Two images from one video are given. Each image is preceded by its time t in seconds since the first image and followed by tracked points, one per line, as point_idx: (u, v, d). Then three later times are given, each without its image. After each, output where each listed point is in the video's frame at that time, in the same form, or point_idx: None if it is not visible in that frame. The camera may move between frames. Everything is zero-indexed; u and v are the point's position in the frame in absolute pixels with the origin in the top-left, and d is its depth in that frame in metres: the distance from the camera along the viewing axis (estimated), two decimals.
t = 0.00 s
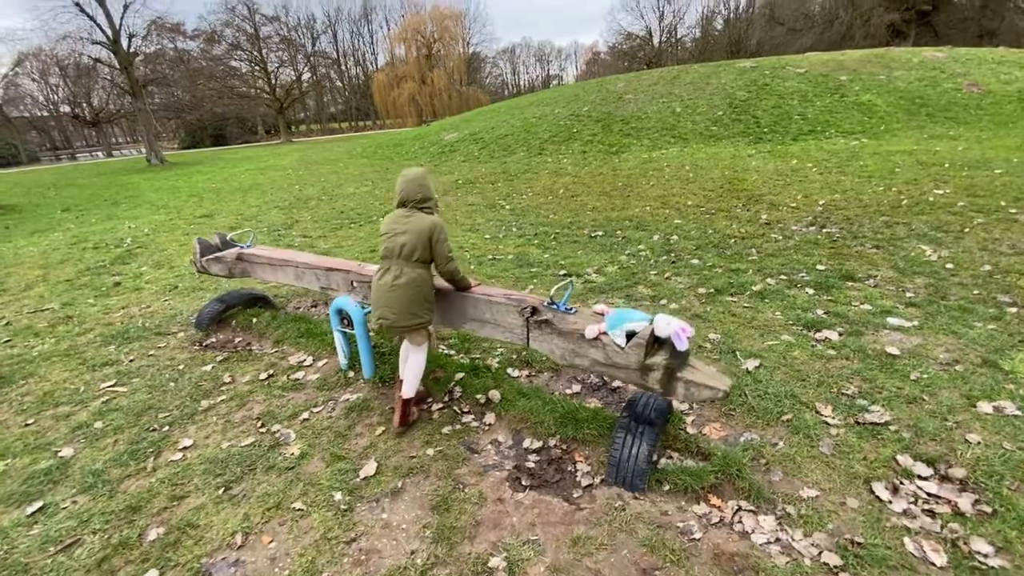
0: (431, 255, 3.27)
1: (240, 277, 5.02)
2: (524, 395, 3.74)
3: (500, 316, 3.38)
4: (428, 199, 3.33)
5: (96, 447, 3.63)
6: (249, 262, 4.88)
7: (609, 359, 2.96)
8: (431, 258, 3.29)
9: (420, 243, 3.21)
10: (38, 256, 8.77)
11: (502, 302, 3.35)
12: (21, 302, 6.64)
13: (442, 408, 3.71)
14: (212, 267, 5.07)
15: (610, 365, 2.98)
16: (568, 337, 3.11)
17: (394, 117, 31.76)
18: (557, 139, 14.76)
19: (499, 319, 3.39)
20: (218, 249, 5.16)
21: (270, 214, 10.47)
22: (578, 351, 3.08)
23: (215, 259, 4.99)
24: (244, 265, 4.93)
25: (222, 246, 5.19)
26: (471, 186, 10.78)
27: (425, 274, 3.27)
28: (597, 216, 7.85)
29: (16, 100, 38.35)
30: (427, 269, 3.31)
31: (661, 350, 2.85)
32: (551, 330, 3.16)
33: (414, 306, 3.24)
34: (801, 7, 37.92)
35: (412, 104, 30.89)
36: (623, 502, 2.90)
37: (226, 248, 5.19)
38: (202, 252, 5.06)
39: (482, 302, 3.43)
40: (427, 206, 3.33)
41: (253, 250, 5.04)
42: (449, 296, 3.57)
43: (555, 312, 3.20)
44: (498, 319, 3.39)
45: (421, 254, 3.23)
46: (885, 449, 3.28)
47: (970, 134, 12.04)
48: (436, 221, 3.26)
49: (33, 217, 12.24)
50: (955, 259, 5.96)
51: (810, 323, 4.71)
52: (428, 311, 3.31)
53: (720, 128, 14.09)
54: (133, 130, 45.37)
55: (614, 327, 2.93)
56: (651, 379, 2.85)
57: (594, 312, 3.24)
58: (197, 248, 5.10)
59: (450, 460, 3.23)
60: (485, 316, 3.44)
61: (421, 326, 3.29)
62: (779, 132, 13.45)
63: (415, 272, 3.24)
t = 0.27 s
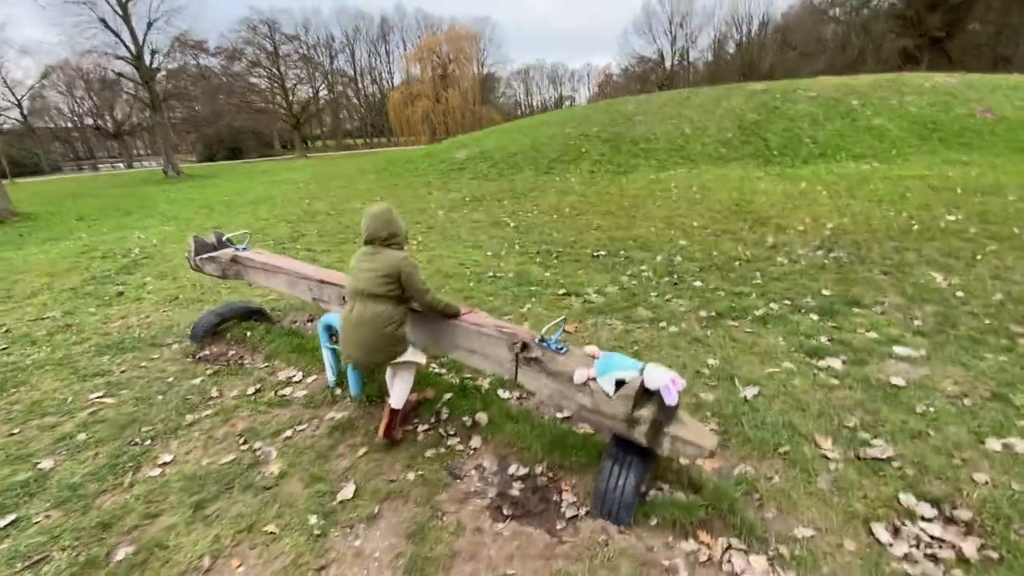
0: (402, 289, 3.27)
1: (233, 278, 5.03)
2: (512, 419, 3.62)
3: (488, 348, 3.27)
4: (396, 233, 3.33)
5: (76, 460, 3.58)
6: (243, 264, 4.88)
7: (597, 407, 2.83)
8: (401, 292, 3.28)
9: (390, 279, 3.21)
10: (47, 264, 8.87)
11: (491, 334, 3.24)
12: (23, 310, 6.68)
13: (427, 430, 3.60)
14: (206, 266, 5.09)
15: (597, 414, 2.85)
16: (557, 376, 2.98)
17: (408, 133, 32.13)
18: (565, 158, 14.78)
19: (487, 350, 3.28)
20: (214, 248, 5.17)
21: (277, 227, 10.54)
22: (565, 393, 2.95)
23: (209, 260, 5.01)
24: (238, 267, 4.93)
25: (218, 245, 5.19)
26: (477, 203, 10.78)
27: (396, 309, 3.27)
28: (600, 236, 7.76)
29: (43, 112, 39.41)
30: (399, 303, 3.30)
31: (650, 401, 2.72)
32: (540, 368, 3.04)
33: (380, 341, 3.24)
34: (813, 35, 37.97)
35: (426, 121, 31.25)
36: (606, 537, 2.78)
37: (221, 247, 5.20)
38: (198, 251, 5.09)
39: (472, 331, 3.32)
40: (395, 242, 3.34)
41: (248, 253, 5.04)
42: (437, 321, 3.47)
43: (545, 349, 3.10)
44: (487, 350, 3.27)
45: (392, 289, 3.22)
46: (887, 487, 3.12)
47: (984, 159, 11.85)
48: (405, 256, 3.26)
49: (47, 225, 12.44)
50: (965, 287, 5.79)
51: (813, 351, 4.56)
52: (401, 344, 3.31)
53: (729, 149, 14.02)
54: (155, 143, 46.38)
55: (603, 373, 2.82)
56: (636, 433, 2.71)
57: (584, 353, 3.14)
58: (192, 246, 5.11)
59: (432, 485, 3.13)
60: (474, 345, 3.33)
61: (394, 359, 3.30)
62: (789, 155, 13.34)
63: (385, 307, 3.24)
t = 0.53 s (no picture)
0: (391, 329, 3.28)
1: (236, 285, 5.05)
2: (504, 442, 3.50)
3: (480, 372, 3.14)
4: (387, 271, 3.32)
5: (65, 466, 3.57)
6: (246, 271, 4.90)
7: (587, 440, 2.71)
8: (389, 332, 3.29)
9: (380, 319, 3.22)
10: (68, 269, 9.07)
11: (483, 359, 3.11)
12: (39, 313, 6.81)
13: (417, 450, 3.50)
14: (210, 271, 5.12)
15: (587, 446, 2.73)
16: (548, 405, 2.84)
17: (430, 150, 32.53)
18: (581, 177, 14.73)
19: (479, 375, 3.16)
20: (220, 253, 5.21)
21: (293, 238, 10.67)
22: (555, 424, 2.81)
23: (215, 265, 5.04)
24: (241, 274, 4.95)
25: (224, 251, 5.24)
26: (490, 219, 10.77)
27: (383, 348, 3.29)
28: (611, 256, 7.64)
29: (83, 123, 40.94)
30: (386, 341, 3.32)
31: (641, 438, 2.60)
32: (531, 396, 2.90)
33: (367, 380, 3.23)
34: (837, 59, 36.87)
35: (448, 138, 31.63)
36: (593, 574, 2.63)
37: (227, 254, 5.24)
38: (204, 256, 5.13)
39: (464, 354, 3.21)
40: (384, 279, 3.34)
41: (253, 261, 5.07)
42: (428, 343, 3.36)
43: (537, 375, 2.91)
44: (478, 374, 3.16)
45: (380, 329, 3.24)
46: (897, 532, 2.92)
47: (1016, 187, 11.45)
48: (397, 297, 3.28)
49: (74, 231, 12.79)
50: (991, 319, 5.52)
51: (826, 382, 4.36)
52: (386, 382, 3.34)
53: (748, 171, 13.82)
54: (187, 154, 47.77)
55: (595, 406, 2.65)
56: (626, 470, 2.62)
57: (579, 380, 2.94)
58: (199, 251, 5.16)
59: (415, 509, 3.02)
60: (466, 368, 3.22)
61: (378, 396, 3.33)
62: (809, 178, 13.07)
63: (373, 346, 3.25)
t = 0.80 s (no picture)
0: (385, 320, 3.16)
1: (247, 296, 5.06)
2: (502, 457, 3.39)
3: (477, 375, 3.08)
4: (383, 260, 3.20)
5: (66, 468, 3.58)
6: (255, 284, 4.91)
7: (583, 445, 2.57)
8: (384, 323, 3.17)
9: (373, 310, 3.12)
10: (93, 271, 9.30)
11: (479, 361, 3.05)
12: (61, 314, 6.96)
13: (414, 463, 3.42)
14: (222, 285, 5.15)
15: (584, 452, 2.58)
16: (544, 409, 2.74)
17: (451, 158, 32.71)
18: (599, 185, 14.58)
19: (476, 378, 3.09)
20: (231, 267, 5.25)
21: (311, 243, 10.77)
22: (551, 428, 2.70)
23: (225, 278, 5.07)
24: (251, 286, 4.97)
25: (236, 265, 5.28)
26: (506, 226, 10.71)
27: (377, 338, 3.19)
28: (625, 265, 7.49)
29: (120, 131, 42.34)
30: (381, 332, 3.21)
31: (641, 441, 2.45)
32: (527, 399, 2.80)
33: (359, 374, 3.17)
34: (866, 66, 35.77)
35: (470, 146, 31.78)
36: None
37: (238, 267, 5.28)
38: (216, 269, 5.18)
39: (460, 356, 3.15)
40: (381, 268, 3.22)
41: (262, 272, 5.09)
42: (426, 348, 3.32)
43: (533, 379, 2.84)
44: (475, 377, 3.09)
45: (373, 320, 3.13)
46: (917, 567, 2.72)
47: None
48: (391, 287, 3.16)
49: (104, 235, 13.14)
50: None
51: (845, 401, 4.15)
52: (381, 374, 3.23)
53: (772, 180, 13.50)
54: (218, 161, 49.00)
55: (592, 407, 2.54)
56: (626, 475, 2.44)
57: (577, 384, 2.85)
58: (212, 265, 5.22)
59: (407, 525, 2.93)
60: (463, 371, 3.16)
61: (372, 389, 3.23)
62: (834, 187, 12.68)
63: (368, 338, 3.15)
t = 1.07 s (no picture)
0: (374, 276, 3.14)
1: (253, 312, 5.02)
2: (501, 472, 3.26)
3: (472, 376, 3.00)
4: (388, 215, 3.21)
5: (64, 476, 3.56)
6: (260, 298, 4.87)
7: (581, 444, 2.46)
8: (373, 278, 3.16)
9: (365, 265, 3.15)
10: (112, 277, 9.44)
11: (473, 360, 2.98)
12: (77, 320, 7.05)
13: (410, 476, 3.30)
14: (229, 301, 5.12)
15: (582, 451, 2.47)
16: (540, 409, 2.64)
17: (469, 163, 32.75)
18: (615, 188, 14.37)
19: (470, 378, 3.02)
20: (239, 284, 5.23)
21: (325, 249, 10.79)
22: (548, 428, 2.59)
23: (232, 294, 5.05)
24: (256, 301, 4.93)
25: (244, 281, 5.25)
26: (519, 230, 10.58)
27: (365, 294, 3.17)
28: (639, 269, 7.30)
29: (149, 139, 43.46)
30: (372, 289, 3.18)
31: (641, 437, 2.30)
32: (522, 398, 2.70)
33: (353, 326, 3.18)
34: (892, 64, 34.79)
35: (487, 151, 31.80)
36: None
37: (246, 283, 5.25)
38: (224, 286, 5.17)
39: (454, 357, 3.08)
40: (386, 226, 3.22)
41: (267, 286, 5.05)
42: (421, 348, 3.26)
43: (528, 377, 2.76)
44: (470, 378, 3.01)
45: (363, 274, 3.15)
46: None
47: None
48: (381, 241, 3.14)
49: (127, 241, 13.39)
50: None
51: (869, 415, 3.92)
52: (370, 331, 3.18)
53: (793, 182, 13.13)
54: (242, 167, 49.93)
55: (588, 401, 2.45)
56: (627, 474, 2.30)
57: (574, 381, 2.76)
58: (220, 282, 5.21)
59: (399, 543, 2.82)
60: (458, 373, 3.08)
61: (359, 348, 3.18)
62: (859, 189, 12.26)
63: (359, 293, 3.18)
